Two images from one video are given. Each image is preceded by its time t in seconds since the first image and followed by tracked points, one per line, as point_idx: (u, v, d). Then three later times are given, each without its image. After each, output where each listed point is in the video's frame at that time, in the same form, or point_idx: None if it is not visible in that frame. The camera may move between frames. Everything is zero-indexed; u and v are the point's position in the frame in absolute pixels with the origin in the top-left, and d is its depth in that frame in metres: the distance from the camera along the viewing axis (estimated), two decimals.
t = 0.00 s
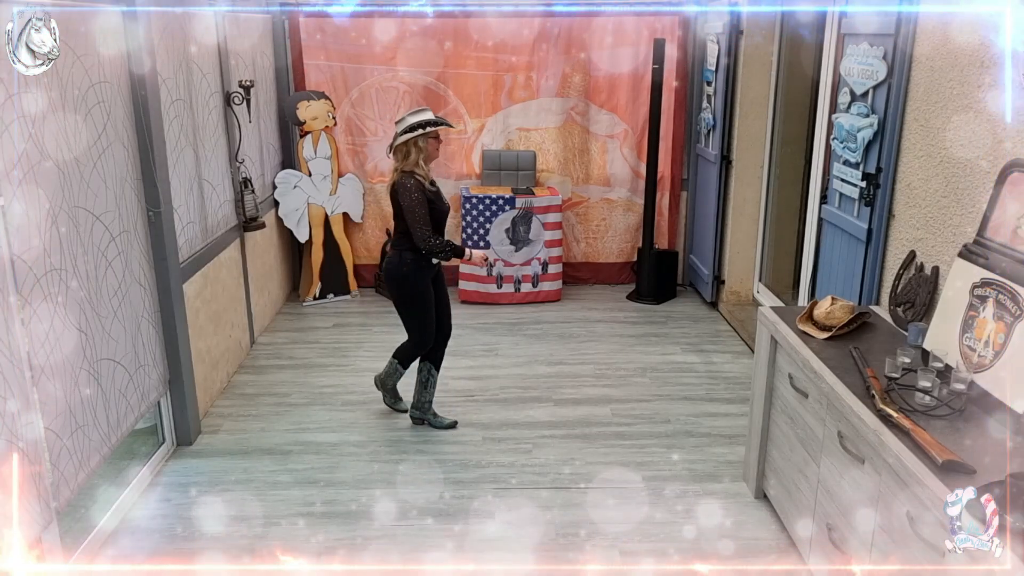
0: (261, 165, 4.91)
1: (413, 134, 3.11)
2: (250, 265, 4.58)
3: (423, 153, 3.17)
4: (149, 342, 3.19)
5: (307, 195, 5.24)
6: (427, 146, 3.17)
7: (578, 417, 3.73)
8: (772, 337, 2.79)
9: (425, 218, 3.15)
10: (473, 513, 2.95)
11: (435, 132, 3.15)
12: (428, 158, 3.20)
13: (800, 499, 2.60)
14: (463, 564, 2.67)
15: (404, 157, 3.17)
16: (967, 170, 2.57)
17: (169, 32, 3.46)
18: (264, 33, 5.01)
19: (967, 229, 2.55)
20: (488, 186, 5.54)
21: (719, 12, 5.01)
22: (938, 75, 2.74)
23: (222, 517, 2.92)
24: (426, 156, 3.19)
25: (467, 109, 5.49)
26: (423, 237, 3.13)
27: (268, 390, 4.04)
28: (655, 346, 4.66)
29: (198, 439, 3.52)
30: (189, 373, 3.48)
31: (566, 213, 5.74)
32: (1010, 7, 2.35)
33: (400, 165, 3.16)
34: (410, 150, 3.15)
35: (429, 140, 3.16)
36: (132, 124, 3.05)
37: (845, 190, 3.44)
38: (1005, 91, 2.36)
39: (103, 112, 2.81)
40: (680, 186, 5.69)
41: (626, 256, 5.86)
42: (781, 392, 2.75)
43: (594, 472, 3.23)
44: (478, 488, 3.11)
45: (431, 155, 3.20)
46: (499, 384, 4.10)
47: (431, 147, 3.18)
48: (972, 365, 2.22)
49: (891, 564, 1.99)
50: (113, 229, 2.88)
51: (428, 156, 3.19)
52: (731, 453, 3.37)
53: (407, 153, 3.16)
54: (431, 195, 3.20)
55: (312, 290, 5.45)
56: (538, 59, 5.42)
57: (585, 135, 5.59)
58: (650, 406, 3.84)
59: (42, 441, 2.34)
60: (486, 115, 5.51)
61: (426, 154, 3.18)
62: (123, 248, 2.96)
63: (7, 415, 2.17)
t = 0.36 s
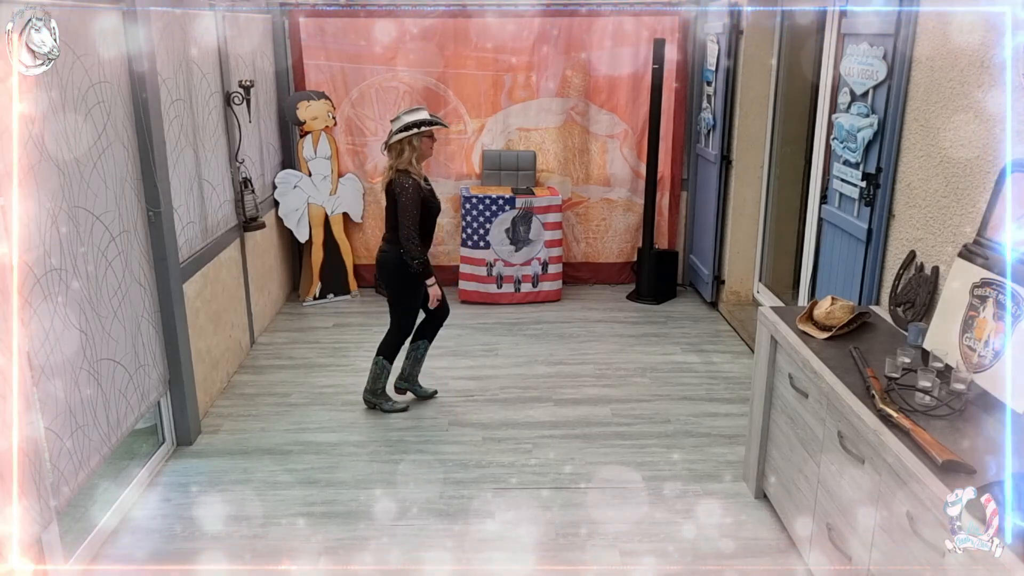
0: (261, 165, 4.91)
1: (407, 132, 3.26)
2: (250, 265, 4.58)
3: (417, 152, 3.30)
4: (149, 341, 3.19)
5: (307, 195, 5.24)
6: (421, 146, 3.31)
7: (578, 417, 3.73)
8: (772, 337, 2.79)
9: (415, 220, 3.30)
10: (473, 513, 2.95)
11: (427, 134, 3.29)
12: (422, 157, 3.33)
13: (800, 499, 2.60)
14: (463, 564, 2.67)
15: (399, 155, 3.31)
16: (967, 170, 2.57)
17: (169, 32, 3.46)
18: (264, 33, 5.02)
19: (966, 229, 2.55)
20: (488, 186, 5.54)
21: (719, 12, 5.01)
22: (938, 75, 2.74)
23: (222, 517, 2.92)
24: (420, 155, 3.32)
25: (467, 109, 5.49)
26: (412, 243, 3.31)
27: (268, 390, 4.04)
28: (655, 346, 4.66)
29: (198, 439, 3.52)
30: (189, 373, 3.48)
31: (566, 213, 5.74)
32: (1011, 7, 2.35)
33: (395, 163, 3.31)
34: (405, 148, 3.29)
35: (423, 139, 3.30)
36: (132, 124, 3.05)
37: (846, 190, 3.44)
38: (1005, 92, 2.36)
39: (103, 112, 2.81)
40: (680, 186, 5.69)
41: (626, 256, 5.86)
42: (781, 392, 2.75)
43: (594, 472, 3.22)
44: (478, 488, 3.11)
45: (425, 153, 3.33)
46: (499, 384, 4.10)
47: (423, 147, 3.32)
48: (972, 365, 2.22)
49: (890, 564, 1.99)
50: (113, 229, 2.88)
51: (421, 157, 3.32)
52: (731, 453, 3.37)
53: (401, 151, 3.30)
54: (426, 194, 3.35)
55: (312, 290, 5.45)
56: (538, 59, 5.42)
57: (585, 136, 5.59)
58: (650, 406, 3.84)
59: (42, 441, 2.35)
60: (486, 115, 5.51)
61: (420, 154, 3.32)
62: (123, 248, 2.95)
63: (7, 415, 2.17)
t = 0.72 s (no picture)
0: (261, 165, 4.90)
1: (425, 127, 3.33)
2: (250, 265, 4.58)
3: (435, 146, 3.37)
4: (149, 341, 3.19)
5: (307, 195, 5.24)
6: (438, 139, 3.37)
7: (578, 417, 3.73)
8: (772, 337, 2.79)
9: (423, 217, 3.33)
10: (473, 513, 2.94)
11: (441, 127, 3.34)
12: (439, 151, 3.39)
13: (800, 499, 2.60)
14: (463, 564, 2.67)
15: (416, 149, 3.37)
16: (967, 170, 2.57)
17: (169, 32, 3.46)
18: (264, 33, 5.01)
19: (966, 229, 2.55)
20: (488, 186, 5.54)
21: (719, 12, 5.00)
22: (938, 75, 2.73)
23: (222, 518, 2.92)
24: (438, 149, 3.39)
25: (467, 109, 5.49)
26: (412, 235, 3.35)
27: (268, 390, 4.04)
28: (655, 346, 4.65)
29: (198, 439, 3.52)
30: (189, 373, 3.48)
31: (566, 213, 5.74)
32: (1010, 8, 2.35)
33: (412, 157, 3.37)
34: (422, 142, 3.36)
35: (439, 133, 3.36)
36: (131, 125, 3.05)
37: (846, 190, 3.44)
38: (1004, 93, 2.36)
39: (103, 113, 2.81)
40: (680, 186, 5.69)
41: (626, 256, 5.86)
42: (781, 392, 2.75)
43: (594, 472, 3.22)
44: (478, 488, 3.11)
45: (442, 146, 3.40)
46: (499, 384, 4.10)
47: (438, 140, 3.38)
48: (973, 365, 2.22)
49: (890, 564, 2.00)
50: (113, 229, 2.88)
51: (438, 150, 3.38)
52: (731, 453, 3.37)
53: (420, 145, 3.36)
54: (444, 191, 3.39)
55: (312, 290, 5.45)
56: (538, 58, 5.41)
57: (585, 136, 5.59)
58: (650, 406, 3.84)
59: (42, 441, 2.34)
60: (486, 115, 5.52)
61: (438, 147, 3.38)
62: (123, 249, 2.95)
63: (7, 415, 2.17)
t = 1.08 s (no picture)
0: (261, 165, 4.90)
1: (461, 126, 3.36)
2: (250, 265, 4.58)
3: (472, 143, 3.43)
4: (149, 342, 3.19)
5: (307, 195, 5.23)
6: (473, 138, 3.42)
7: (578, 417, 3.73)
8: (772, 337, 2.79)
9: (472, 212, 3.41)
10: (473, 513, 2.94)
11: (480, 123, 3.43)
12: (475, 149, 3.45)
13: (800, 499, 2.60)
14: (464, 564, 2.67)
15: (453, 149, 3.43)
16: (967, 170, 2.57)
17: (169, 32, 3.46)
18: (264, 33, 5.01)
19: (966, 229, 2.55)
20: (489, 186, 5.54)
21: (719, 12, 5.00)
22: (938, 75, 2.73)
23: (222, 518, 2.92)
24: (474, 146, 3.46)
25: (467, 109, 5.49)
26: (465, 231, 3.41)
27: (268, 390, 4.04)
28: (655, 346, 4.65)
29: (198, 439, 3.52)
30: (189, 373, 3.48)
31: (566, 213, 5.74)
32: (1009, 8, 2.35)
33: (450, 157, 3.42)
34: (459, 141, 3.41)
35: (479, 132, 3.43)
36: (131, 125, 3.05)
37: (846, 190, 3.44)
38: (1004, 94, 2.36)
39: (103, 112, 2.81)
40: (680, 186, 5.69)
41: (626, 256, 5.86)
42: (781, 392, 2.75)
43: (594, 472, 3.22)
44: (478, 488, 3.11)
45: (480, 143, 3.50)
46: (499, 384, 4.10)
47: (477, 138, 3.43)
48: (972, 365, 2.21)
49: (890, 564, 2.00)
50: (113, 229, 2.88)
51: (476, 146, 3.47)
52: (731, 453, 3.37)
53: (456, 145, 3.41)
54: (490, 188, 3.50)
55: (312, 290, 5.45)
56: (538, 58, 5.41)
57: (585, 136, 5.60)
58: (650, 406, 3.84)
59: (42, 441, 2.35)
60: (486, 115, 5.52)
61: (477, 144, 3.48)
62: (123, 248, 2.96)
63: (8, 414, 2.17)
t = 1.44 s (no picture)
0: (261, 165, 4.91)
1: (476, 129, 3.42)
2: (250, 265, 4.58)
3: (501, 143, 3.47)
4: (149, 342, 3.19)
5: (307, 195, 5.23)
6: (495, 139, 3.44)
7: (578, 417, 3.73)
8: (772, 337, 2.79)
9: (484, 211, 3.44)
10: (473, 513, 2.94)
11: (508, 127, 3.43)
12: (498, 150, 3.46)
13: (800, 499, 2.60)
14: (463, 564, 2.67)
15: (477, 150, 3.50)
16: (967, 170, 2.57)
17: (169, 32, 3.46)
18: (264, 33, 5.01)
19: (967, 229, 2.55)
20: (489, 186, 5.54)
21: (718, 12, 5.00)
22: (938, 76, 2.74)
23: (222, 518, 2.92)
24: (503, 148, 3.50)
25: (467, 109, 5.49)
26: (477, 230, 3.45)
27: (268, 390, 4.04)
28: (655, 346, 4.65)
29: (198, 439, 3.52)
30: (189, 373, 3.48)
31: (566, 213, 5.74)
32: (1009, 8, 2.35)
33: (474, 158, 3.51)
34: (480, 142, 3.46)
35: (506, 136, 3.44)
36: (131, 125, 3.05)
37: (845, 190, 3.44)
38: (1005, 94, 2.36)
39: (103, 113, 2.81)
40: (680, 186, 5.69)
41: (626, 256, 5.86)
42: (781, 392, 2.75)
43: (594, 472, 3.22)
44: (478, 488, 3.11)
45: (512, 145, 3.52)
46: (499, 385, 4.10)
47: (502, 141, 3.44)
48: (972, 365, 2.21)
49: (890, 565, 2.00)
50: (113, 229, 2.88)
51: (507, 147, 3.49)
52: (731, 453, 3.37)
53: (479, 145, 3.47)
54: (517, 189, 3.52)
55: (312, 290, 5.45)
56: (538, 58, 5.41)
57: (585, 136, 5.59)
58: (650, 406, 3.84)
59: (42, 441, 2.35)
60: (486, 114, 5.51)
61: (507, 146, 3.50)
62: (123, 248, 2.96)
63: (8, 414, 2.17)
